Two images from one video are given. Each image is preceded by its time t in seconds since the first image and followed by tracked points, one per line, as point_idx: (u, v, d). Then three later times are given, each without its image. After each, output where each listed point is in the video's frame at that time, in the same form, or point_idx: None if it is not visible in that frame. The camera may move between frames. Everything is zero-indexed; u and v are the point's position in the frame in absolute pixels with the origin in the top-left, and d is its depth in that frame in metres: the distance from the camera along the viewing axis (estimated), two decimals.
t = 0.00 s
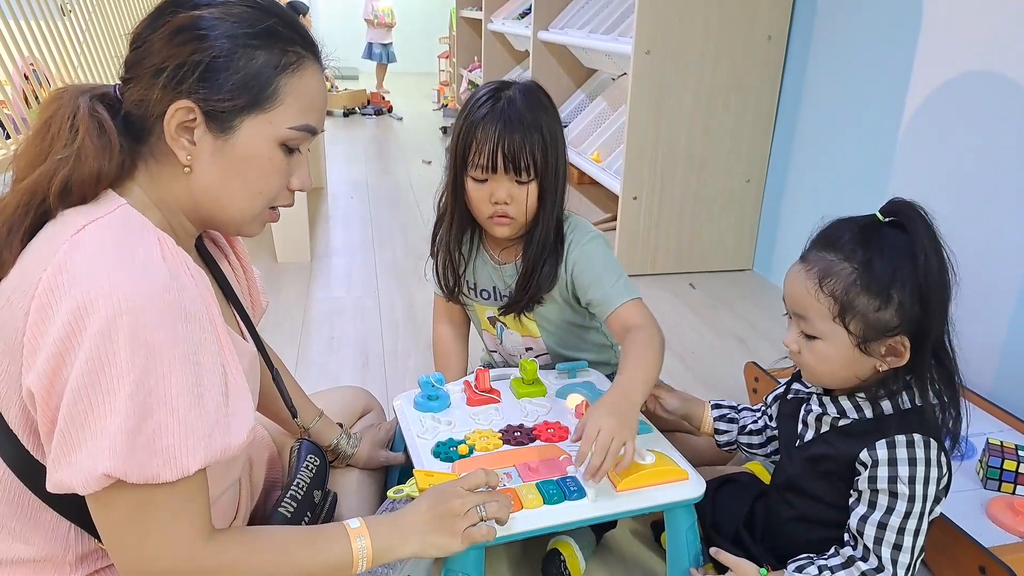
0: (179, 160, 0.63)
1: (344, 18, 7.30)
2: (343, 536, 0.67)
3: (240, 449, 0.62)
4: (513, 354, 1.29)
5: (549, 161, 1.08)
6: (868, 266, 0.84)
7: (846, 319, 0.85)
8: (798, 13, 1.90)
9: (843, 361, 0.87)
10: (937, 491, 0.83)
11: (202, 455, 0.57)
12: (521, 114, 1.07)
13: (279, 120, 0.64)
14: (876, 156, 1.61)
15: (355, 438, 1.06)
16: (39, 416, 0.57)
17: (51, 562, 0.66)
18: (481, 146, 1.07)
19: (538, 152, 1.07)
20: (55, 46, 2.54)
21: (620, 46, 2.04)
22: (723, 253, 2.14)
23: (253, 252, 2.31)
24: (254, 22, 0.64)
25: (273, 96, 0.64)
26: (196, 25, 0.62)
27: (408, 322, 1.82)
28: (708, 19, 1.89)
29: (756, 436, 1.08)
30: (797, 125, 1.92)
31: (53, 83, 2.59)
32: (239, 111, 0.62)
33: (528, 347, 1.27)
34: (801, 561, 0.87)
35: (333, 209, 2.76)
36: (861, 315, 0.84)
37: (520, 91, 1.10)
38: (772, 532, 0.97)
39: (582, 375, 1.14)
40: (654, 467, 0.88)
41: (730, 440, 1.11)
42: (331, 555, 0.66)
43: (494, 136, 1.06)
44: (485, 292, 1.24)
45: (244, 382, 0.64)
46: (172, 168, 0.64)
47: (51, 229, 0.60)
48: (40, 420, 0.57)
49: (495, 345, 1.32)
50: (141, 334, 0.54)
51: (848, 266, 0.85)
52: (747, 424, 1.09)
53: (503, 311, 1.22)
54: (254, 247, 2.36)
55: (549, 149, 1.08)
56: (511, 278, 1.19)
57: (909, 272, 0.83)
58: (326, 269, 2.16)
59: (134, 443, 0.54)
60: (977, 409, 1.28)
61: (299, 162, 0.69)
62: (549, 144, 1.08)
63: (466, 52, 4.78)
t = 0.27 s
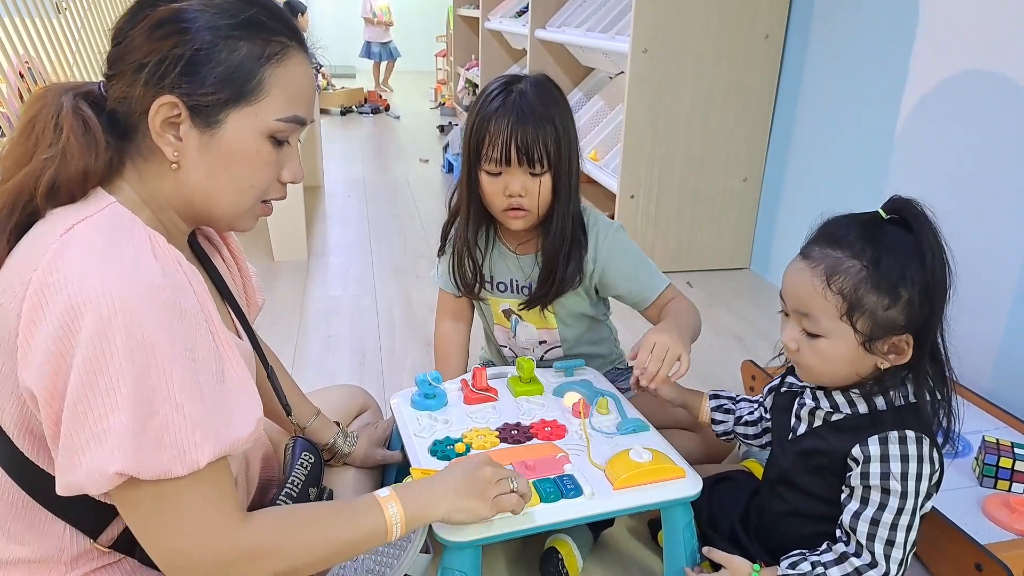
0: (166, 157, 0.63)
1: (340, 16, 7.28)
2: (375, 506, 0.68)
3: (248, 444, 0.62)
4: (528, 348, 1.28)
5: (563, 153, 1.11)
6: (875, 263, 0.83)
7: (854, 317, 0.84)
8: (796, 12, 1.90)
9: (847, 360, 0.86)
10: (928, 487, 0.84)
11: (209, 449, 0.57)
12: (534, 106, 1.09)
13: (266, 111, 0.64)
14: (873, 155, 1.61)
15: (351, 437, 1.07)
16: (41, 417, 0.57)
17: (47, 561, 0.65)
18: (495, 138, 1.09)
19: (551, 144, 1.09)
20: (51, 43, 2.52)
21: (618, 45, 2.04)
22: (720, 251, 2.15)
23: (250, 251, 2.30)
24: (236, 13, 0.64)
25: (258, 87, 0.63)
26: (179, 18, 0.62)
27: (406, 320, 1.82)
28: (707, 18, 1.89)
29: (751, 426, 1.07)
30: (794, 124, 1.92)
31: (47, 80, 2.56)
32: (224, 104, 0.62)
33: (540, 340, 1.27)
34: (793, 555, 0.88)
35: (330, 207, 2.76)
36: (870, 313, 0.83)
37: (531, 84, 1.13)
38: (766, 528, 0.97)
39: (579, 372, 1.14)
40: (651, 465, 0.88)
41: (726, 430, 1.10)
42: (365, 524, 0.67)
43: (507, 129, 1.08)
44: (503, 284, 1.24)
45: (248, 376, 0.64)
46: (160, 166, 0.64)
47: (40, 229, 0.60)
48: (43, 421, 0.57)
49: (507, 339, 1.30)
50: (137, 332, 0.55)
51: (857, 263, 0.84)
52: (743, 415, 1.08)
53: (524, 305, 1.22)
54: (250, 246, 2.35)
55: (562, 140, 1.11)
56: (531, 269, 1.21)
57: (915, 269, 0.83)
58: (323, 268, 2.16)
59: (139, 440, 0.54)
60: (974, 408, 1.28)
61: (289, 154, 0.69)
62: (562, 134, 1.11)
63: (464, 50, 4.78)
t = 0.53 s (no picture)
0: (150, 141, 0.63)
1: (338, 13, 7.26)
2: (400, 480, 0.69)
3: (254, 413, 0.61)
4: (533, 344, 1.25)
5: (578, 145, 1.12)
6: (877, 269, 0.83)
7: (854, 322, 0.84)
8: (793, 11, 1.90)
9: (847, 364, 0.86)
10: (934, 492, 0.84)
11: (218, 416, 0.57)
12: (550, 96, 1.10)
13: (249, 93, 0.63)
14: (871, 153, 1.61)
15: (349, 434, 1.06)
16: (42, 404, 0.57)
17: (48, 555, 0.65)
18: (511, 127, 1.10)
19: (567, 135, 1.10)
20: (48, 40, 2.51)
21: (615, 43, 2.04)
22: (718, 250, 2.15)
23: (247, 249, 2.30)
24: None
25: (240, 67, 0.63)
26: None
27: (403, 318, 1.82)
28: (705, 16, 1.89)
29: (746, 416, 1.08)
30: (792, 123, 1.92)
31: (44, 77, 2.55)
32: (206, 86, 0.61)
33: (545, 335, 1.25)
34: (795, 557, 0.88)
35: (327, 205, 2.76)
36: (870, 319, 0.83)
37: (550, 75, 1.13)
38: (766, 528, 0.97)
39: (575, 370, 1.14)
40: (648, 463, 0.88)
41: (719, 420, 1.11)
42: (389, 497, 0.67)
43: (524, 118, 1.09)
44: (512, 276, 1.22)
45: (247, 348, 0.64)
46: (143, 152, 0.64)
47: (27, 217, 0.60)
48: (45, 408, 0.57)
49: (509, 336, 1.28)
50: (130, 309, 0.54)
51: (857, 268, 0.84)
52: (738, 406, 1.09)
53: (535, 298, 1.21)
54: (247, 244, 2.34)
55: (578, 131, 1.12)
56: (542, 261, 1.21)
57: (917, 274, 0.83)
58: (320, 265, 2.16)
59: (146, 411, 0.54)
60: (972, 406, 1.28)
61: (275, 137, 0.68)
62: (578, 126, 1.12)
63: (462, 49, 4.77)
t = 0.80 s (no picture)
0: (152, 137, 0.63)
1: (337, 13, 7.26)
2: (412, 470, 0.69)
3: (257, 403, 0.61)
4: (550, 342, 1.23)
5: (598, 141, 1.12)
6: (858, 265, 0.83)
7: (836, 319, 0.84)
8: (793, 10, 1.89)
9: (831, 361, 0.86)
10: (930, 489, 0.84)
11: (220, 407, 0.57)
12: (571, 92, 1.10)
13: (253, 92, 0.63)
14: (871, 153, 1.61)
15: (348, 432, 1.06)
16: (44, 399, 0.57)
17: (50, 550, 0.65)
18: (532, 124, 1.09)
19: (589, 132, 1.10)
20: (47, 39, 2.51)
21: (614, 42, 2.03)
22: (717, 249, 2.15)
23: (246, 248, 2.29)
24: None
25: (245, 67, 0.62)
26: None
27: (402, 317, 1.81)
28: (704, 15, 1.89)
29: (731, 407, 1.08)
30: (791, 122, 1.92)
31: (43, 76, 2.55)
32: (211, 83, 0.61)
33: (563, 333, 1.24)
34: (795, 556, 0.88)
35: (326, 204, 2.75)
36: (851, 316, 0.83)
37: (569, 72, 1.12)
38: (765, 528, 0.97)
39: (574, 369, 1.13)
40: (647, 461, 0.88)
41: (705, 411, 1.11)
42: (402, 485, 0.68)
43: (545, 115, 1.09)
44: (533, 273, 1.23)
45: (249, 338, 0.63)
46: (144, 147, 0.64)
47: (24, 212, 0.59)
48: (47, 404, 0.57)
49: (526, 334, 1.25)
50: (131, 301, 0.54)
51: (838, 265, 0.84)
52: (723, 398, 1.09)
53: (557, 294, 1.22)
54: (246, 242, 2.34)
55: (600, 129, 1.11)
56: (564, 257, 1.22)
57: (901, 271, 0.82)
58: (319, 264, 2.15)
59: (147, 403, 0.54)
60: (971, 407, 1.28)
61: (275, 137, 0.68)
62: (599, 123, 1.11)
63: (461, 48, 4.77)
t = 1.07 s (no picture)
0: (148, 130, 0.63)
1: (338, 12, 7.26)
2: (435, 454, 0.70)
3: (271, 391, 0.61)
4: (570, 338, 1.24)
5: (626, 137, 1.12)
6: (797, 250, 0.85)
7: (775, 299, 0.86)
8: (792, 9, 1.89)
9: (774, 341, 0.88)
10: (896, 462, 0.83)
11: (235, 393, 0.56)
12: (599, 88, 1.10)
13: (245, 79, 0.63)
14: (870, 151, 1.61)
15: (347, 433, 1.06)
16: (54, 393, 0.57)
17: (54, 547, 0.65)
18: (561, 119, 1.09)
19: (616, 128, 1.10)
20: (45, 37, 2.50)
21: (614, 41, 2.03)
22: (717, 248, 2.15)
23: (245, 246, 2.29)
24: None
25: (236, 53, 0.62)
26: None
27: (402, 316, 1.81)
28: (704, 14, 1.89)
29: (702, 398, 1.09)
30: (791, 122, 1.92)
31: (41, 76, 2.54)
32: (203, 72, 0.61)
33: (583, 329, 1.25)
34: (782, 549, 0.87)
35: (326, 203, 2.75)
36: (788, 297, 0.85)
37: (596, 69, 1.13)
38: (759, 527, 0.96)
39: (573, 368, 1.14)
40: (644, 461, 0.88)
41: (678, 402, 1.11)
42: (425, 470, 0.68)
43: (573, 110, 1.08)
44: (563, 271, 1.22)
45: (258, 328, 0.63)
46: (139, 140, 0.64)
47: (24, 209, 0.59)
48: (57, 397, 0.57)
49: (544, 328, 1.25)
50: (141, 291, 0.54)
51: (782, 249, 0.86)
52: (694, 388, 1.10)
53: (583, 291, 1.23)
54: (246, 241, 2.34)
55: (627, 124, 1.11)
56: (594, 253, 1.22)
57: (839, 260, 0.83)
58: (319, 263, 2.15)
59: (158, 392, 0.54)
60: (971, 406, 1.28)
61: (271, 122, 0.68)
62: (626, 118, 1.11)
63: (461, 48, 4.76)
